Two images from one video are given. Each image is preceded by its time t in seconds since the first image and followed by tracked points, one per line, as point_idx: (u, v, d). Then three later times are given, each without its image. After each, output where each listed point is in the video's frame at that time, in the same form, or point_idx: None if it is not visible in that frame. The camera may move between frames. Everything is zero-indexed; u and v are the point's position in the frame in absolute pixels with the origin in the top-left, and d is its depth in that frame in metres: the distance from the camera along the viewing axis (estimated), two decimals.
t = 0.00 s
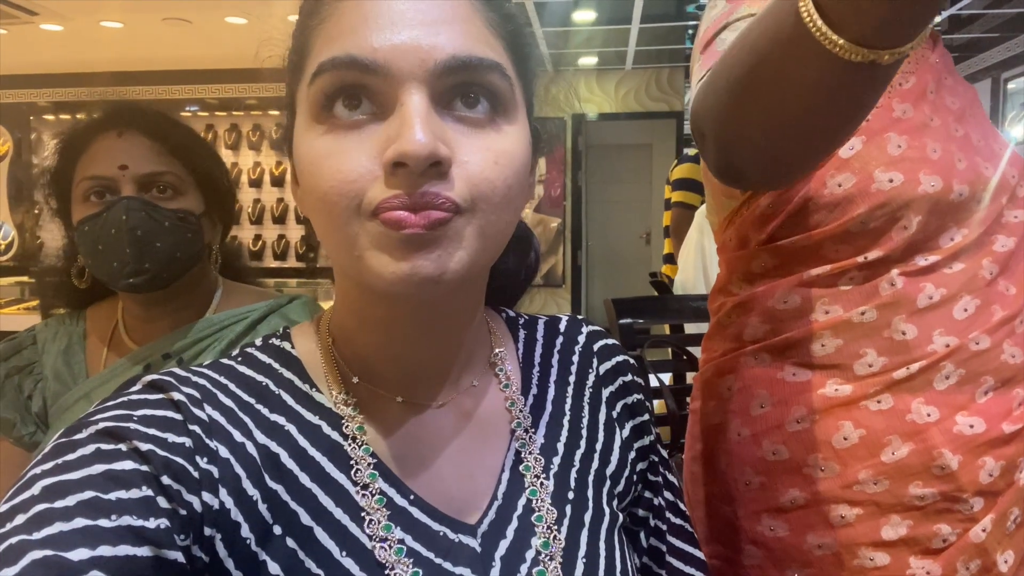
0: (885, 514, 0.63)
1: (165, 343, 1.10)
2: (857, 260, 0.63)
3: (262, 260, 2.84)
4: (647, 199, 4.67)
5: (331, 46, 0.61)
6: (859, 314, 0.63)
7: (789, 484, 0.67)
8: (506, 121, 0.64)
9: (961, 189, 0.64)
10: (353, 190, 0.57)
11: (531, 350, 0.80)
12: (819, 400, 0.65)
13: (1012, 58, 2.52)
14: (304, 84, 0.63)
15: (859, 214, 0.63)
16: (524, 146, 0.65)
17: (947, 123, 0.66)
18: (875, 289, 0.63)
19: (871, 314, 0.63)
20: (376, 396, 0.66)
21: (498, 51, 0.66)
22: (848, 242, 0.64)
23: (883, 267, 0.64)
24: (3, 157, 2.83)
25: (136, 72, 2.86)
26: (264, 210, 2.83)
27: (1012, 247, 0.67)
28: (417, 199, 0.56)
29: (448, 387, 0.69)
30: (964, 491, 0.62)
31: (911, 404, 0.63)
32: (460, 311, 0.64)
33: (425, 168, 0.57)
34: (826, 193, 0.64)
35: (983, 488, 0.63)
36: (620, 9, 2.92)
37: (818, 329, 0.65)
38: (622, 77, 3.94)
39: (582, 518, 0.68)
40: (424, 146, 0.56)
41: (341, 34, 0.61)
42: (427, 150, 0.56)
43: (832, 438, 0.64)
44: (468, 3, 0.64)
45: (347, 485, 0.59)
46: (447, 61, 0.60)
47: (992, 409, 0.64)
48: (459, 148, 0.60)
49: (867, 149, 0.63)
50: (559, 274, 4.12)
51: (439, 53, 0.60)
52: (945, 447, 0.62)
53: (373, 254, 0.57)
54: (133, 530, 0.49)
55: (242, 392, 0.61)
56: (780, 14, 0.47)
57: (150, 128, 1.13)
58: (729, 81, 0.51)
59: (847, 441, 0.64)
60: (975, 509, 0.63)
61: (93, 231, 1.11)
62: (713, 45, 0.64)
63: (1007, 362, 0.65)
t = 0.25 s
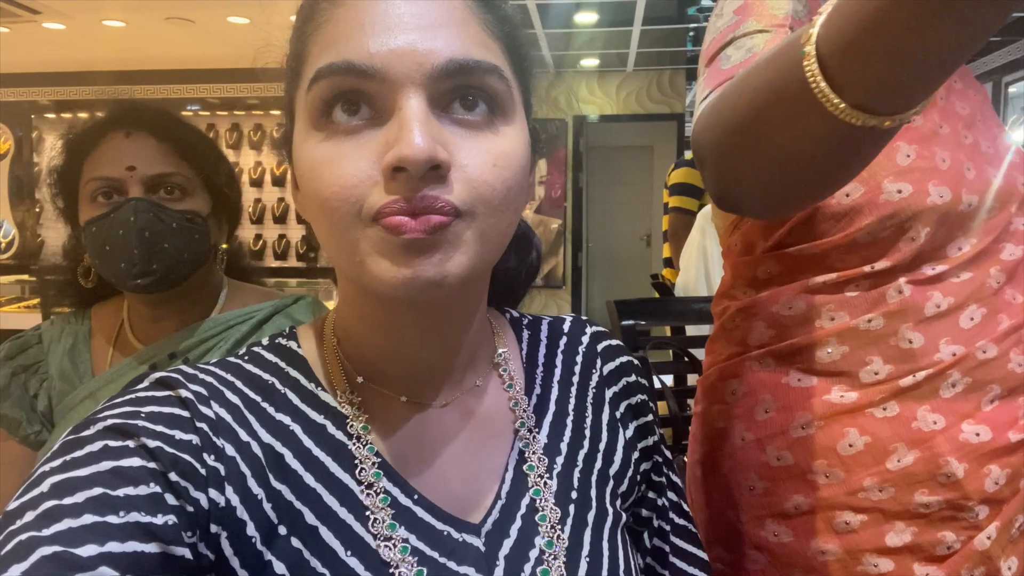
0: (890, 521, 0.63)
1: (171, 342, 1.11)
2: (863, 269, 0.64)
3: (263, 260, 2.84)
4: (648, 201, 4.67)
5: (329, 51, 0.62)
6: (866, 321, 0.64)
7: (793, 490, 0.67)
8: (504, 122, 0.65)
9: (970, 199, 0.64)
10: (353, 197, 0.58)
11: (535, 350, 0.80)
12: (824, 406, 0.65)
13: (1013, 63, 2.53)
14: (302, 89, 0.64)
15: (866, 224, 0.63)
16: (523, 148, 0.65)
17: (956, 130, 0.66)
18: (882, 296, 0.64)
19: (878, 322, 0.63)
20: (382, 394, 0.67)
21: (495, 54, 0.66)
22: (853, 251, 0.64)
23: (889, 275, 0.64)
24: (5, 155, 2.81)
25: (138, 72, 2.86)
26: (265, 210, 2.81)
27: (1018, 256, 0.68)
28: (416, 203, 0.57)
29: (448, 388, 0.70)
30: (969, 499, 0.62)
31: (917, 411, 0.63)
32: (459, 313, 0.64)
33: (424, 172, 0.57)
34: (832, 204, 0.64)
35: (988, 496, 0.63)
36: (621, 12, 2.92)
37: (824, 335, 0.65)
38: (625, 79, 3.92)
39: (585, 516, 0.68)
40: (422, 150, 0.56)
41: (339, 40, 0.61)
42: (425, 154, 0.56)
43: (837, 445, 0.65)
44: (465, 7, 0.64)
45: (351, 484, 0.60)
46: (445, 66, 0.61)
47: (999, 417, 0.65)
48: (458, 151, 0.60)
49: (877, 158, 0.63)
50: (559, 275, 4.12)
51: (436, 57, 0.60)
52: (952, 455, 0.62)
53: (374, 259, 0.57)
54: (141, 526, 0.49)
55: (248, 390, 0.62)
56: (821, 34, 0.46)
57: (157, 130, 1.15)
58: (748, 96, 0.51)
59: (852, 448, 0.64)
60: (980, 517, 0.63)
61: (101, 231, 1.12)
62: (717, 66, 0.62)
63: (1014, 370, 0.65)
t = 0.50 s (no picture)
0: (894, 528, 0.64)
1: (172, 342, 1.10)
2: (872, 276, 0.64)
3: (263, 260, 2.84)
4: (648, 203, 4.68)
5: (308, 60, 0.62)
6: (874, 328, 0.64)
7: (797, 496, 0.67)
8: (489, 123, 0.65)
9: (980, 207, 0.65)
10: (341, 206, 0.58)
11: (532, 351, 0.80)
12: (830, 412, 0.65)
13: (1013, 66, 2.54)
14: (286, 98, 0.64)
15: (876, 232, 0.63)
16: (509, 147, 0.65)
17: (967, 136, 0.67)
18: (890, 303, 0.64)
19: (887, 330, 0.64)
20: (378, 396, 0.68)
21: (478, 55, 0.66)
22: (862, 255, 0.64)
23: (898, 283, 0.64)
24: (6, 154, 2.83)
25: (138, 71, 2.85)
26: (265, 210, 2.82)
27: None
28: (405, 208, 0.57)
29: (440, 390, 0.70)
30: (974, 508, 0.63)
31: (924, 419, 0.63)
32: (446, 315, 0.64)
33: (410, 177, 0.57)
34: (842, 209, 0.64)
35: (994, 505, 0.63)
36: (622, 13, 2.92)
37: (831, 342, 0.65)
38: (624, 81, 3.95)
39: (582, 517, 0.68)
40: (408, 155, 0.57)
41: (319, 47, 0.61)
42: (411, 159, 0.56)
43: (843, 452, 0.65)
44: (443, 8, 0.64)
45: (348, 486, 0.60)
46: (426, 68, 0.61)
47: (1007, 426, 0.65)
48: (445, 155, 0.60)
49: (887, 164, 0.63)
50: (559, 277, 4.13)
51: (417, 61, 0.60)
52: (958, 464, 0.63)
53: (362, 265, 0.58)
54: (140, 526, 0.49)
55: (245, 393, 0.62)
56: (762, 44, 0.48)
57: (162, 132, 1.15)
58: (707, 110, 0.52)
59: (858, 455, 0.64)
60: (985, 526, 0.64)
61: (103, 232, 1.12)
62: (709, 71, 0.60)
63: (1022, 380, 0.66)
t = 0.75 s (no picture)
0: (900, 538, 0.64)
1: (174, 343, 1.10)
2: (880, 282, 0.64)
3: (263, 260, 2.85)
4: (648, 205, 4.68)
5: (285, 73, 0.61)
6: (881, 335, 0.64)
7: (801, 505, 0.68)
8: (471, 127, 0.65)
9: (990, 212, 0.64)
10: (324, 221, 0.58)
11: (528, 354, 0.80)
12: (835, 420, 0.66)
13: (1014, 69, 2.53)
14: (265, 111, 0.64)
15: (883, 236, 0.63)
16: (493, 151, 0.66)
17: (978, 138, 0.66)
18: (898, 310, 0.63)
19: (894, 337, 0.63)
20: (374, 402, 0.68)
21: (457, 58, 0.66)
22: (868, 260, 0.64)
23: (905, 291, 0.64)
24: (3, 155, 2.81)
25: (139, 71, 2.85)
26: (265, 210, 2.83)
27: None
28: (388, 220, 0.57)
29: (431, 394, 0.70)
30: (981, 519, 0.63)
31: (930, 429, 0.63)
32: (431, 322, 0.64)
33: (392, 189, 0.57)
34: (849, 214, 0.64)
35: (1001, 516, 0.64)
36: (623, 16, 2.92)
37: (837, 349, 0.65)
38: (625, 83, 3.95)
39: (579, 519, 0.68)
40: (388, 167, 0.57)
41: (295, 60, 0.61)
42: (392, 171, 0.57)
43: (848, 460, 0.65)
44: (419, 12, 0.64)
45: (345, 493, 0.60)
46: (404, 76, 0.60)
47: (1013, 436, 0.65)
48: (428, 164, 0.60)
49: (895, 168, 0.62)
50: (559, 278, 4.13)
51: (394, 69, 0.60)
52: (964, 474, 0.63)
53: (349, 277, 0.58)
54: (137, 532, 0.50)
55: (242, 399, 0.62)
56: (765, 27, 0.47)
57: (166, 134, 1.16)
58: (714, 99, 0.51)
59: (863, 464, 0.64)
60: (992, 536, 0.64)
61: (106, 232, 1.13)
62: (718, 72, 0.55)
63: None
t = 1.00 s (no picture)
0: (908, 541, 0.65)
1: (177, 344, 1.11)
2: (889, 282, 0.62)
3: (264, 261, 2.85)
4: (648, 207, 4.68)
5: (267, 86, 0.62)
6: (890, 336, 0.63)
7: (809, 506, 0.68)
8: (455, 131, 0.65)
9: (999, 209, 0.62)
10: (312, 231, 0.58)
11: (528, 354, 0.80)
12: (845, 422, 0.65)
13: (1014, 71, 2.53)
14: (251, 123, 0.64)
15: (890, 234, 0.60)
16: (478, 153, 0.65)
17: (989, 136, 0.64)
18: (908, 311, 0.62)
19: (904, 338, 0.62)
20: (373, 404, 0.68)
21: (438, 61, 0.66)
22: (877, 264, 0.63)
23: (916, 290, 0.62)
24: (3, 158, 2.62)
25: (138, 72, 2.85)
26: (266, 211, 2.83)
27: None
28: (373, 229, 0.57)
29: (426, 396, 0.70)
30: (992, 521, 0.63)
31: (940, 431, 0.63)
32: (418, 327, 0.64)
33: (377, 198, 0.57)
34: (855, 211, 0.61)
35: (1011, 518, 0.64)
36: (622, 17, 2.92)
37: (847, 350, 0.65)
38: (625, 85, 3.95)
39: (579, 518, 0.68)
40: (371, 176, 0.57)
41: (275, 72, 0.61)
42: (375, 180, 0.56)
43: (858, 462, 0.65)
44: (398, 17, 0.64)
45: (346, 493, 0.60)
46: (385, 83, 0.60)
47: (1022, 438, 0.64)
48: (413, 172, 0.60)
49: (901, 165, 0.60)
50: (559, 280, 4.13)
51: (375, 77, 0.60)
52: (974, 477, 0.63)
53: (339, 286, 0.58)
54: (143, 530, 0.50)
55: (244, 400, 0.62)
56: (819, 155, 0.43)
57: (169, 134, 1.16)
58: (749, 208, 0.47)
59: (873, 466, 0.64)
60: (1002, 540, 0.64)
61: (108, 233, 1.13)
62: (726, 144, 0.54)
63: None
